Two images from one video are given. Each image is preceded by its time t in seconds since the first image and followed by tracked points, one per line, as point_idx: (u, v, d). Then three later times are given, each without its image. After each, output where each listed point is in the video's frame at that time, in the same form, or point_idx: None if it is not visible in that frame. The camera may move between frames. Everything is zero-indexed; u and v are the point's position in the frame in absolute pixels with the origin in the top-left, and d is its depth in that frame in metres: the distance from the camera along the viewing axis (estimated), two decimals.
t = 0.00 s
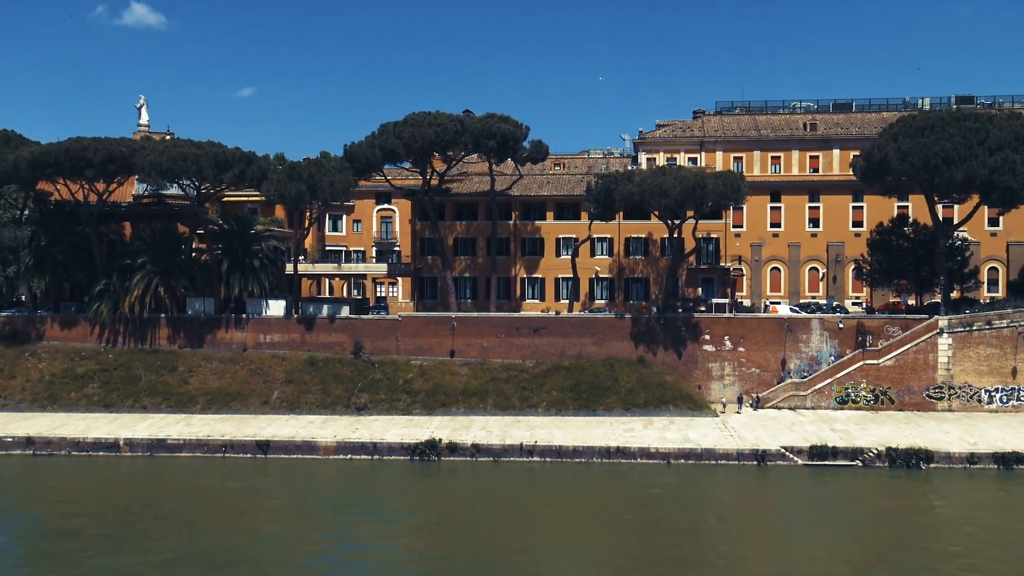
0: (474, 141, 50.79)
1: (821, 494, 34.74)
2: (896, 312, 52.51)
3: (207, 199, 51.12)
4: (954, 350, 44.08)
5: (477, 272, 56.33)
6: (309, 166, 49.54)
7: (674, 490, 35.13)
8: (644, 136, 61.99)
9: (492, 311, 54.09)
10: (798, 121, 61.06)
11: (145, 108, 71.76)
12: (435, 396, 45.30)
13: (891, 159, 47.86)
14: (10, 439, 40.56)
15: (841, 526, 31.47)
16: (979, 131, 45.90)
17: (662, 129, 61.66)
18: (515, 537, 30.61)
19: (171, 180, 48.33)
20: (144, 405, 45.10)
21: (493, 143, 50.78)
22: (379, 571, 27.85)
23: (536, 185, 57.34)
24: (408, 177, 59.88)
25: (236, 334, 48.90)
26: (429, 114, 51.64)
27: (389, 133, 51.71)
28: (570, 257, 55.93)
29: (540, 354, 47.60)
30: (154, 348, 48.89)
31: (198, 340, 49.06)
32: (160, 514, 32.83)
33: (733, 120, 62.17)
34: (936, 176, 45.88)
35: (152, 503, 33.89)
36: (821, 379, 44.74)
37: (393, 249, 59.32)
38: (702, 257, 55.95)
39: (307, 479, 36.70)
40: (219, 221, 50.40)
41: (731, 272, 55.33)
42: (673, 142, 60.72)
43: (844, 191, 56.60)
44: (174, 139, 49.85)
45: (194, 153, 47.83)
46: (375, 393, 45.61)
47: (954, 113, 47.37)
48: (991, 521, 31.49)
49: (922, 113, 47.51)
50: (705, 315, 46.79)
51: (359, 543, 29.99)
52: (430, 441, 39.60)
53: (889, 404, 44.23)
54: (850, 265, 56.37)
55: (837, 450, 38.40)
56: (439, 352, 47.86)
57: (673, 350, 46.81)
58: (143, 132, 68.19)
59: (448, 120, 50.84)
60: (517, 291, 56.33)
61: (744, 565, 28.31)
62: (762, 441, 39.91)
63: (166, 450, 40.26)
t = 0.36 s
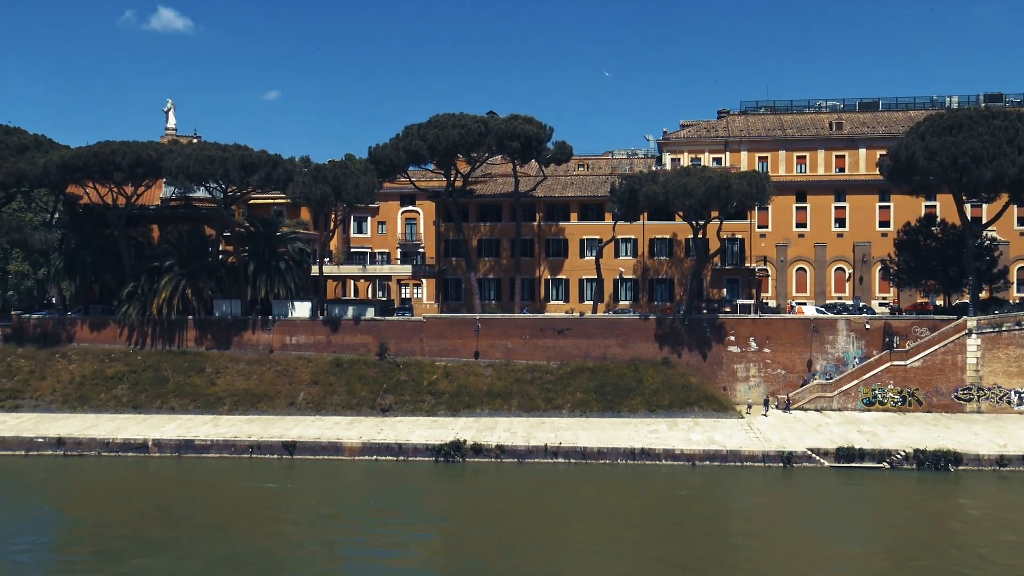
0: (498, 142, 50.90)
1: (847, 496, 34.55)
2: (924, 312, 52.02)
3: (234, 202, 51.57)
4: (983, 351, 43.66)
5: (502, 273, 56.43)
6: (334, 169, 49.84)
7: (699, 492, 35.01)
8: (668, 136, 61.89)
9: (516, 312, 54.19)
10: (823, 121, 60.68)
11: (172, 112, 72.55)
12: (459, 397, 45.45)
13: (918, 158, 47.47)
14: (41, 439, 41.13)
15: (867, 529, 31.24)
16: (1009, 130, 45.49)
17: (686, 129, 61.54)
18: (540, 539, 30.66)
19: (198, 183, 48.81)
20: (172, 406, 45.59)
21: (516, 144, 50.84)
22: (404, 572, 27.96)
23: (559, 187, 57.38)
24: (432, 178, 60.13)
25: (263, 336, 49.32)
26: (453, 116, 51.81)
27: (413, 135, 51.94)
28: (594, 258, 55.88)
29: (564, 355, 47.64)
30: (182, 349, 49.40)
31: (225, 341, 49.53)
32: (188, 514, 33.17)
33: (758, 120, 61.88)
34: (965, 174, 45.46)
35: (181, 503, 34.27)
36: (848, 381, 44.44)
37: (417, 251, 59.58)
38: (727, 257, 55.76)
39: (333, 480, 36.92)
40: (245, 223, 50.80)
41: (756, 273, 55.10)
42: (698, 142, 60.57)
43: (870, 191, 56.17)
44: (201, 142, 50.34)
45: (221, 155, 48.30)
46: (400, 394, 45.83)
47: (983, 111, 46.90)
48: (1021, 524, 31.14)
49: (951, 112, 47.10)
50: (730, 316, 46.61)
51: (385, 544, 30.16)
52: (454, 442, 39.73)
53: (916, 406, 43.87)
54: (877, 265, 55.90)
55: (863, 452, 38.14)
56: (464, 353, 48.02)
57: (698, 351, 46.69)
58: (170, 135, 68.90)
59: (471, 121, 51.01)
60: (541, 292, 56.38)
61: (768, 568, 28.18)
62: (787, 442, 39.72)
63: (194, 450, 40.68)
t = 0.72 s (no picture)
0: (524, 144, 51.00)
1: (877, 499, 34.29)
2: (955, 313, 51.40)
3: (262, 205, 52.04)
4: (1014, 352, 43.11)
5: (528, 275, 56.51)
6: (360, 171, 50.18)
7: (725, 494, 34.88)
8: (694, 136, 61.82)
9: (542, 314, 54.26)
10: (852, 120, 60.20)
11: (201, 116, 73.36)
12: (486, 399, 45.61)
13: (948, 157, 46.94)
14: (74, 440, 41.80)
15: (895, 533, 30.98)
16: None
17: (712, 129, 61.46)
18: (565, 541, 30.72)
19: (227, 187, 49.34)
20: (201, 408, 46.15)
21: (542, 146, 50.90)
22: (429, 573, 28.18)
23: (585, 188, 57.37)
24: (458, 181, 60.36)
25: (291, 338, 49.77)
26: (478, 118, 51.99)
27: (439, 137, 52.18)
28: (620, 260, 55.83)
29: (590, 356, 47.66)
30: (211, 351, 49.98)
31: (253, 344, 50.06)
32: (218, 515, 33.61)
33: (785, 120, 61.50)
34: (996, 173, 44.89)
35: (211, 503, 34.74)
36: (876, 383, 44.09)
37: (443, 253, 59.84)
38: (754, 258, 55.47)
39: (360, 481, 37.23)
40: (273, 226, 51.28)
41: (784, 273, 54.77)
42: (724, 142, 60.39)
43: (900, 191, 55.65)
44: (230, 146, 50.89)
45: (249, 159, 48.80)
46: (426, 396, 46.07)
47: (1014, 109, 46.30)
48: None
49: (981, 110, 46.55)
50: (757, 317, 46.38)
51: (410, 545, 30.40)
52: (480, 444, 39.90)
53: (946, 408, 43.44)
54: (907, 265, 55.35)
55: (892, 455, 37.81)
56: (490, 355, 48.18)
57: (725, 353, 46.50)
58: (200, 140, 69.71)
59: (497, 123, 51.19)
60: (567, 294, 56.39)
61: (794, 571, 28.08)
62: (815, 444, 39.48)
63: (223, 452, 41.16)
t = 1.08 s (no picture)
0: (551, 146, 50.99)
1: (910, 503, 33.94)
2: (988, 314, 50.83)
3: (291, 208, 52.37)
4: None
5: (555, 277, 56.48)
6: (389, 174, 50.39)
7: (755, 497, 34.69)
8: (722, 137, 61.78)
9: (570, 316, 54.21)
10: (882, 120, 59.67)
11: (231, 121, 74.04)
12: (514, 401, 45.65)
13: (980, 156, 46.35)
14: (107, 441, 42.32)
15: (927, 536, 30.70)
16: None
17: (740, 130, 61.48)
18: (593, 544, 30.64)
19: (256, 190, 49.76)
20: (232, 410, 46.57)
21: (569, 147, 50.84)
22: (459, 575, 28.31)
23: (613, 190, 57.27)
24: (485, 183, 60.49)
25: (319, 340, 50.06)
26: (506, 120, 52.05)
27: (466, 140, 52.30)
28: (647, 261, 55.69)
29: (618, 358, 47.57)
30: (241, 354, 50.40)
31: (283, 346, 50.41)
32: (250, 515, 33.96)
33: (814, 120, 61.08)
34: None
35: (243, 504, 35.09)
36: (908, 385, 43.68)
37: (471, 255, 59.96)
38: (783, 259, 55.14)
39: (390, 483, 37.41)
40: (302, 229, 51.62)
41: (813, 275, 54.40)
42: (752, 142, 60.23)
43: (931, 190, 55.09)
44: (259, 150, 51.29)
45: (278, 162, 49.17)
46: (454, 398, 46.18)
47: None
48: None
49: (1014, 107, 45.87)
50: (786, 319, 46.09)
51: (440, 546, 30.57)
52: (509, 446, 39.96)
53: (980, 410, 42.94)
54: (938, 266, 54.77)
55: (925, 458, 37.44)
56: (518, 357, 48.22)
57: (754, 355, 46.24)
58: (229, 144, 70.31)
59: (525, 125, 51.26)
60: (595, 295, 56.29)
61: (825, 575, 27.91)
62: (845, 447, 39.17)
63: (254, 453, 41.47)
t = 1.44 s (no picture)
0: (580, 148, 50.91)
1: (946, 507, 33.52)
2: None
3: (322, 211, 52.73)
4: None
5: (585, 279, 56.43)
6: (418, 177, 50.60)
7: (787, 501, 34.42)
8: (753, 137, 61.39)
9: (600, 318, 54.16)
10: (916, 119, 59.01)
11: (262, 125, 74.72)
12: (543, 403, 45.64)
13: (1016, 155, 45.65)
14: (142, 442, 42.88)
15: (963, 541, 30.31)
16: None
17: (771, 130, 61.07)
18: (626, 547, 30.55)
19: (288, 194, 50.18)
20: (264, 411, 46.98)
21: (599, 149, 50.74)
22: None
23: (642, 191, 57.11)
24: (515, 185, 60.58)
25: (350, 343, 50.36)
26: (535, 122, 52.10)
27: (496, 142, 52.42)
28: (677, 263, 55.47)
29: (649, 360, 47.40)
30: (273, 356, 50.83)
31: (315, 348, 50.77)
32: (283, 516, 34.28)
33: (846, 119, 60.53)
34: None
35: (276, 505, 35.42)
36: (943, 387, 43.17)
37: (500, 257, 60.05)
38: (815, 260, 54.69)
39: (420, 485, 37.57)
40: (333, 232, 51.97)
41: (845, 276, 53.88)
42: (783, 143, 59.79)
43: (966, 190, 54.37)
44: (291, 154, 51.72)
45: (310, 166, 49.56)
46: (484, 400, 46.28)
47: None
48: None
49: None
50: (818, 321, 45.71)
51: (471, 548, 30.64)
52: (539, 448, 39.96)
53: (1017, 413, 42.30)
54: (974, 267, 54.04)
55: (960, 462, 36.96)
56: (547, 359, 48.21)
57: (786, 357, 45.89)
58: (261, 147, 70.99)
59: (554, 127, 51.26)
60: (625, 297, 56.16)
61: None
62: (879, 450, 38.76)
63: (285, 455, 41.80)
